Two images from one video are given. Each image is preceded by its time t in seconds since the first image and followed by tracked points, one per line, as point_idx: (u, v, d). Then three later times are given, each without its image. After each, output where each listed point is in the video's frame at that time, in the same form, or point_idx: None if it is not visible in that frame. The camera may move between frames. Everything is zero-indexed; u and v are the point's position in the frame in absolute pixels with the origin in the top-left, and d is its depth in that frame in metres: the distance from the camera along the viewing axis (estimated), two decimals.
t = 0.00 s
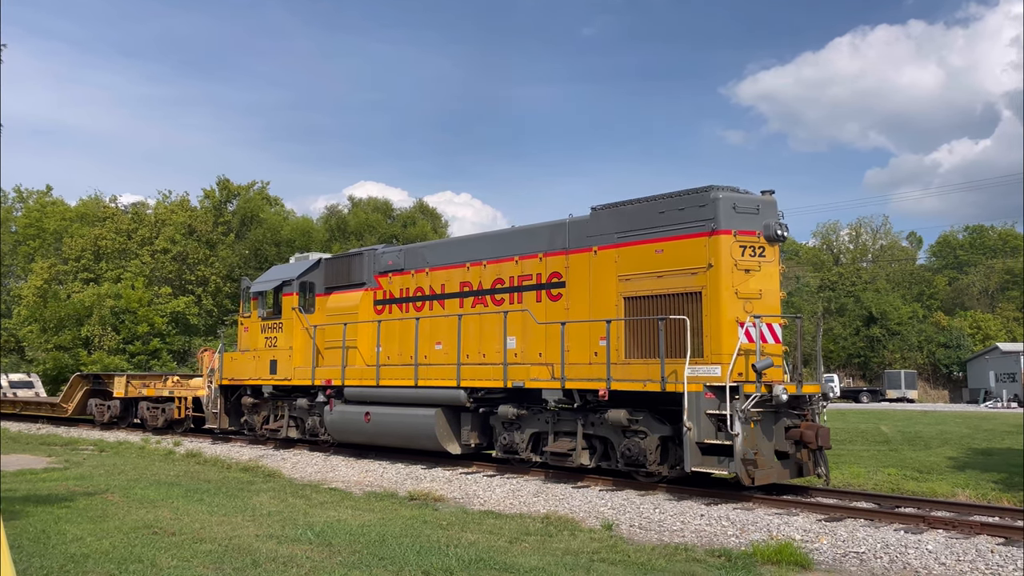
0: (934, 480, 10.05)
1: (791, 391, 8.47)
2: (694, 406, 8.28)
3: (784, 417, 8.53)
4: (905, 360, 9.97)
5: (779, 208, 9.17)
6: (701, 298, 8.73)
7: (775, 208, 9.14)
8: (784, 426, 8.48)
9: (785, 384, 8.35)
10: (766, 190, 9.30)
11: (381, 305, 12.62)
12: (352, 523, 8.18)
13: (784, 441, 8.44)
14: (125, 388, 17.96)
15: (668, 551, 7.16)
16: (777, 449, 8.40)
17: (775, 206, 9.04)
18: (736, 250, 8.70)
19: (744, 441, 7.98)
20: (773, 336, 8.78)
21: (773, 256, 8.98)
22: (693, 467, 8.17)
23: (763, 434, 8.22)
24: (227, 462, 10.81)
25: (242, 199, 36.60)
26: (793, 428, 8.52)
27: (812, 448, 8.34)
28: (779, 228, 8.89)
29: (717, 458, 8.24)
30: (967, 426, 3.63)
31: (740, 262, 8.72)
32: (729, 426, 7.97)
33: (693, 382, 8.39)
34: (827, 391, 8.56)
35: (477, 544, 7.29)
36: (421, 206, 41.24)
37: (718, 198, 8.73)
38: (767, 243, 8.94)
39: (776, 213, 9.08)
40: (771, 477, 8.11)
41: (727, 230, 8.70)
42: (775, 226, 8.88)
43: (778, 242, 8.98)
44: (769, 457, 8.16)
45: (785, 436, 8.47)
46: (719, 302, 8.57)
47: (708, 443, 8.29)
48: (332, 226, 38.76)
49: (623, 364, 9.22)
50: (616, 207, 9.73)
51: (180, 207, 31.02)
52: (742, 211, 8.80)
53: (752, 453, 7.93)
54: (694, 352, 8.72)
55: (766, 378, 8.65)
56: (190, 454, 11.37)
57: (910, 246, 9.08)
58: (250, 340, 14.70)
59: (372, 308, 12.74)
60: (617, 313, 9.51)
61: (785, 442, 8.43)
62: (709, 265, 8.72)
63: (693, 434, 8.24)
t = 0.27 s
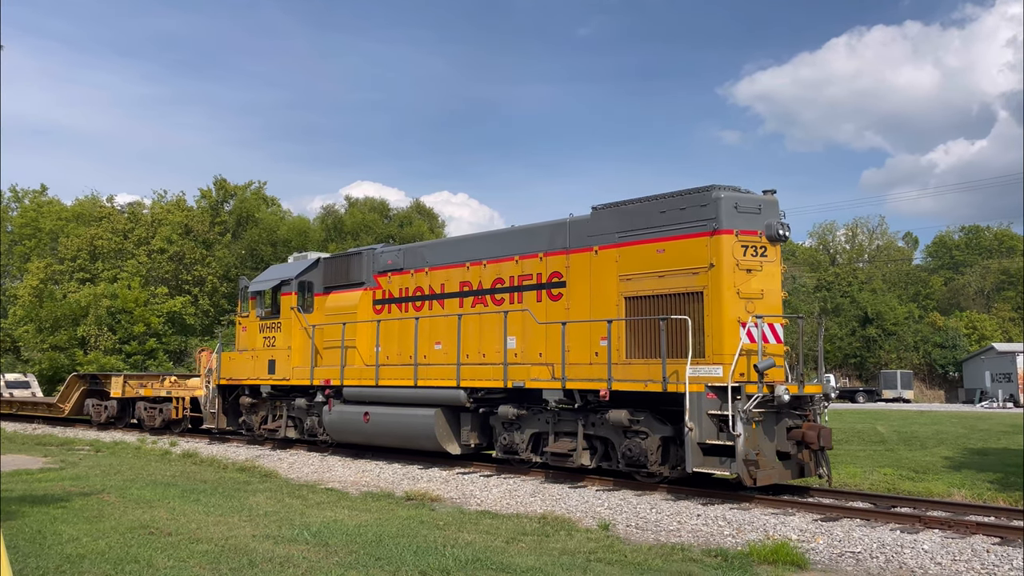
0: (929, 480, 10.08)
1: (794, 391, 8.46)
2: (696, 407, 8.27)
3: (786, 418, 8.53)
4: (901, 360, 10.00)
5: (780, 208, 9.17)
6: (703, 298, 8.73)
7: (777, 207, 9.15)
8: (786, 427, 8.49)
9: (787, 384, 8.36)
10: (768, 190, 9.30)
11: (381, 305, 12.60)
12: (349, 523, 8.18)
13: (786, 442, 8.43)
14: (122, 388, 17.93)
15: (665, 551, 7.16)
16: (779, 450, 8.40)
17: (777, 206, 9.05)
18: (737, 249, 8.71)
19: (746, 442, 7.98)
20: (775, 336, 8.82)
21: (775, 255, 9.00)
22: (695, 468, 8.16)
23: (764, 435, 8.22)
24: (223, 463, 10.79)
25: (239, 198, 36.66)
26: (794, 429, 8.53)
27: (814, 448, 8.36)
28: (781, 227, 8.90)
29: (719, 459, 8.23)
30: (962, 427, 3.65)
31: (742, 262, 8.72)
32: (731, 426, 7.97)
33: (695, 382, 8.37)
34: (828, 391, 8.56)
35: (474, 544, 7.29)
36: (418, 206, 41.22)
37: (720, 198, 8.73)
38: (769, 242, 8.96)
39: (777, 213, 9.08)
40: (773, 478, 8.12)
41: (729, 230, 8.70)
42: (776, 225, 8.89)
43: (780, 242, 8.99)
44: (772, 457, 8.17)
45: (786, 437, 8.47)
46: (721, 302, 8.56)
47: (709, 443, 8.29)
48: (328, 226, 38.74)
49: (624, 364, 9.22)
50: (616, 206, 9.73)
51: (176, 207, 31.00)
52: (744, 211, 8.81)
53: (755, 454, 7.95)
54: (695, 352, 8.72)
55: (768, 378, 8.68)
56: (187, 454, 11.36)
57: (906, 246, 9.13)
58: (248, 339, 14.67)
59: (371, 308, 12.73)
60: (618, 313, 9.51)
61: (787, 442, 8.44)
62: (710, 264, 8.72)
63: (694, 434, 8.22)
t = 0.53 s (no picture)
0: (925, 480, 10.10)
1: (795, 392, 8.45)
2: (697, 407, 8.28)
3: (787, 418, 8.53)
4: (897, 361, 10.02)
5: (782, 208, 9.18)
6: (704, 298, 8.73)
7: (778, 207, 9.16)
8: (788, 427, 8.50)
9: (788, 384, 8.37)
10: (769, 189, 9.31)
11: (380, 305, 12.60)
12: (346, 524, 8.18)
13: (787, 442, 8.44)
14: (120, 389, 17.91)
15: (661, 551, 7.17)
16: (780, 450, 8.42)
17: (778, 206, 9.06)
18: (738, 249, 8.71)
19: (748, 442, 8.00)
20: (777, 336, 8.81)
21: (776, 255, 9.01)
22: (696, 468, 8.18)
23: (765, 435, 8.24)
24: (220, 463, 10.78)
25: (235, 198, 36.67)
26: (796, 429, 8.55)
27: (816, 448, 8.38)
28: (782, 227, 8.91)
29: (720, 459, 8.23)
30: (958, 427, 3.65)
31: (743, 262, 8.73)
32: (732, 427, 7.99)
33: (696, 382, 8.37)
34: (830, 392, 8.55)
35: (471, 545, 7.29)
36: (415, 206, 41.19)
37: (721, 197, 8.74)
38: (770, 242, 8.97)
39: (778, 213, 9.09)
40: (775, 478, 8.14)
41: (730, 229, 8.71)
42: (777, 225, 8.91)
43: (781, 242, 9.00)
44: (773, 458, 8.18)
45: (788, 437, 8.47)
46: (722, 303, 8.57)
47: (711, 444, 8.30)
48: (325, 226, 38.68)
49: (625, 364, 9.22)
50: (617, 206, 9.73)
51: (172, 207, 30.99)
52: (745, 211, 8.82)
53: (756, 454, 7.96)
54: (697, 352, 8.73)
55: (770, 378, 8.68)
56: (183, 454, 11.35)
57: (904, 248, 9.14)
58: (247, 340, 14.66)
59: (370, 308, 12.72)
60: (618, 313, 9.51)
61: (788, 443, 8.45)
62: (712, 264, 8.72)
63: (696, 435, 8.23)
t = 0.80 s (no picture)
0: (921, 480, 10.13)
1: (798, 392, 8.45)
2: (699, 408, 8.28)
3: (790, 419, 8.55)
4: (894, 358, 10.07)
5: (784, 208, 9.19)
6: (706, 298, 8.74)
7: (780, 207, 9.16)
8: (790, 428, 8.52)
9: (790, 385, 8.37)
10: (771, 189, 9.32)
11: (379, 305, 12.58)
12: (342, 525, 8.18)
13: (789, 443, 8.48)
14: (117, 390, 17.90)
15: (658, 552, 7.18)
16: (782, 451, 8.44)
17: (780, 206, 9.07)
18: (741, 249, 8.72)
19: (750, 443, 8.03)
20: (778, 336, 8.80)
21: (778, 255, 9.01)
22: (696, 469, 8.14)
23: (768, 436, 8.26)
24: (216, 464, 10.77)
25: (231, 198, 36.67)
26: (798, 429, 8.56)
27: (818, 449, 8.38)
28: (784, 227, 8.93)
29: (723, 460, 8.23)
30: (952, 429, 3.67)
31: (745, 262, 8.74)
32: (735, 427, 8.02)
33: (697, 383, 8.35)
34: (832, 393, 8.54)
35: (467, 545, 7.29)
36: (411, 206, 41.20)
37: (724, 197, 8.75)
38: (772, 242, 8.98)
39: (780, 213, 9.10)
40: (777, 479, 8.16)
41: (732, 229, 8.71)
42: (780, 225, 8.91)
43: (783, 242, 9.01)
44: (775, 458, 8.20)
45: (790, 438, 8.50)
46: (724, 303, 8.57)
47: (713, 445, 8.32)
48: (322, 227, 38.65)
49: (626, 365, 9.22)
50: (618, 206, 9.74)
51: (168, 207, 30.96)
52: (747, 211, 8.82)
53: (758, 455, 7.98)
54: (699, 352, 8.73)
55: (772, 379, 8.68)
56: (179, 455, 11.33)
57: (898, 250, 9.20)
58: (245, 340, 14.65)
59: (369, 308, 12.72)
60: (619, 313, 9.51)
61: (790, 444, 8.48)
62: (714, 264, 8.72)
63: (697, 435, 8.23)
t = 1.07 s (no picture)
0: (916, 480, 10.15)
1: (800, 393, 8.50)
2: (701, 408, 8.30)
3: (792, 420, 8.56)
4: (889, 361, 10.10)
5: (785, 208, 9.20)
6: (708, 298, 8.75)
7: (782, 207, 9.17)
8: (792, 428, 8.53)
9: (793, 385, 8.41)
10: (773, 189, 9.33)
11: (378, 305, 12.58)
12: (338, 525, 8.17)
13: (792, 444, 8.48)
14: (114, 390, 17.86)
15: (653, 552, 7.19)
16: (785, 452, 8.44)
17: (782, 205, 9.08)
18: (743, 249, 8.74)
19: (753, 444, 8.02)
20: (781, 337, 8.87)
21: (781, 255, 9.01)
22: (700, 470, 8.15)
23: (771, 437, 8.27)
24: (211, 464, 10.75)
25: (226, 199, 36.67)
26: (800, 431, 8.56)
27: (821, 450, 8.37)
28: (786, 227, 8.93)
29: (725, 461, 8.22)
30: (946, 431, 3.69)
31: (747, 262, 8.75)
32: (738, 428, 8.01)
33: (700, 384, 8.41)
34: (834, 394, 8.57)
35: (463, 545, 7.30)
36: (407, 207, 41.18)
37: (726, 197, 8.76)
38: (774, 242, 8.98)
39: (782, 212, 9.10)
40: (780, 480, 8.14)
41: (734, 229, 8.72)
42: (782, 226, 8.93)
43: (786, 242, 9.00)
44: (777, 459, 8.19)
45: (792, 439, 8.50)
46: (726, 303, 8.58)
47: (715, 446, 8.31)
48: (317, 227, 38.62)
49: (628, 365, 9.21)
50: (619, 205, 9.74)
51: (164, 207, 30.93)
52: (749, 210, 8.83)
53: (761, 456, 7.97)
54: (701, 352, 8.72)
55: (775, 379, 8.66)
56: (175, 456, 11.31)
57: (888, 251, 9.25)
58: (243, 340, 14.62)
59: (368, 308, 12.71)
60: (620, 313, 9.51)
61: (792, 445, 8.47)
62: (716, 264, 8.73)
63: (700, 436, 8.25)
